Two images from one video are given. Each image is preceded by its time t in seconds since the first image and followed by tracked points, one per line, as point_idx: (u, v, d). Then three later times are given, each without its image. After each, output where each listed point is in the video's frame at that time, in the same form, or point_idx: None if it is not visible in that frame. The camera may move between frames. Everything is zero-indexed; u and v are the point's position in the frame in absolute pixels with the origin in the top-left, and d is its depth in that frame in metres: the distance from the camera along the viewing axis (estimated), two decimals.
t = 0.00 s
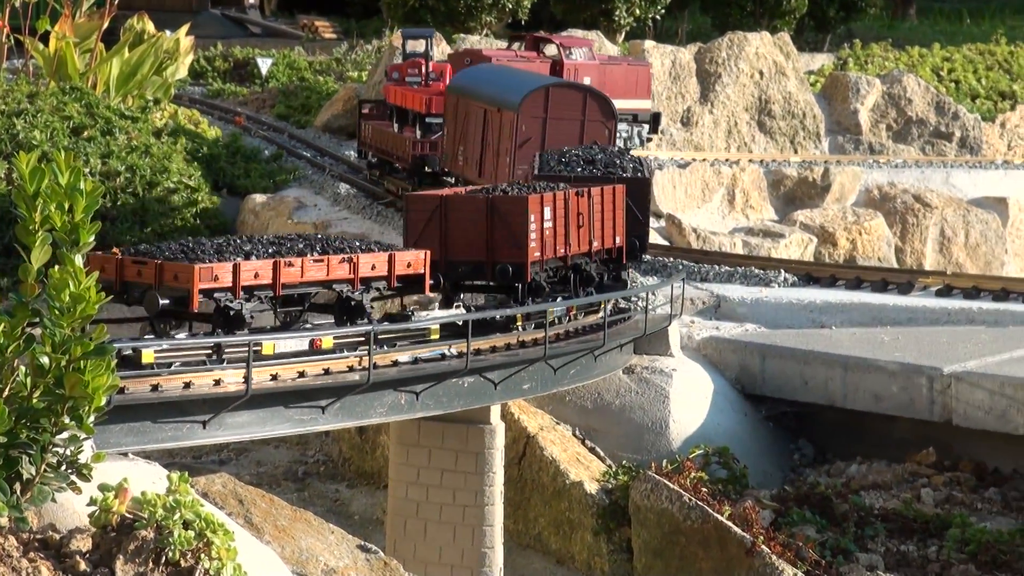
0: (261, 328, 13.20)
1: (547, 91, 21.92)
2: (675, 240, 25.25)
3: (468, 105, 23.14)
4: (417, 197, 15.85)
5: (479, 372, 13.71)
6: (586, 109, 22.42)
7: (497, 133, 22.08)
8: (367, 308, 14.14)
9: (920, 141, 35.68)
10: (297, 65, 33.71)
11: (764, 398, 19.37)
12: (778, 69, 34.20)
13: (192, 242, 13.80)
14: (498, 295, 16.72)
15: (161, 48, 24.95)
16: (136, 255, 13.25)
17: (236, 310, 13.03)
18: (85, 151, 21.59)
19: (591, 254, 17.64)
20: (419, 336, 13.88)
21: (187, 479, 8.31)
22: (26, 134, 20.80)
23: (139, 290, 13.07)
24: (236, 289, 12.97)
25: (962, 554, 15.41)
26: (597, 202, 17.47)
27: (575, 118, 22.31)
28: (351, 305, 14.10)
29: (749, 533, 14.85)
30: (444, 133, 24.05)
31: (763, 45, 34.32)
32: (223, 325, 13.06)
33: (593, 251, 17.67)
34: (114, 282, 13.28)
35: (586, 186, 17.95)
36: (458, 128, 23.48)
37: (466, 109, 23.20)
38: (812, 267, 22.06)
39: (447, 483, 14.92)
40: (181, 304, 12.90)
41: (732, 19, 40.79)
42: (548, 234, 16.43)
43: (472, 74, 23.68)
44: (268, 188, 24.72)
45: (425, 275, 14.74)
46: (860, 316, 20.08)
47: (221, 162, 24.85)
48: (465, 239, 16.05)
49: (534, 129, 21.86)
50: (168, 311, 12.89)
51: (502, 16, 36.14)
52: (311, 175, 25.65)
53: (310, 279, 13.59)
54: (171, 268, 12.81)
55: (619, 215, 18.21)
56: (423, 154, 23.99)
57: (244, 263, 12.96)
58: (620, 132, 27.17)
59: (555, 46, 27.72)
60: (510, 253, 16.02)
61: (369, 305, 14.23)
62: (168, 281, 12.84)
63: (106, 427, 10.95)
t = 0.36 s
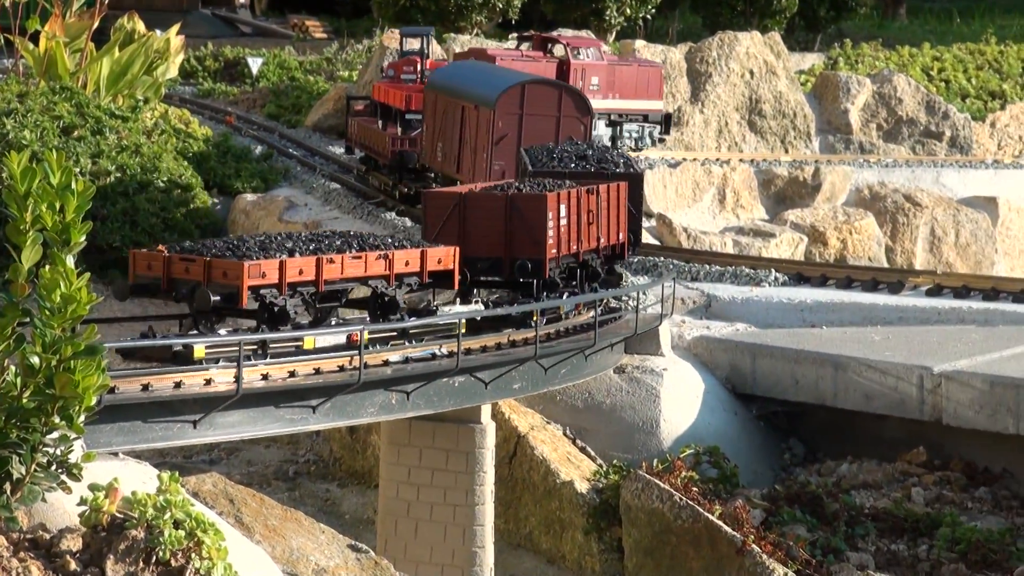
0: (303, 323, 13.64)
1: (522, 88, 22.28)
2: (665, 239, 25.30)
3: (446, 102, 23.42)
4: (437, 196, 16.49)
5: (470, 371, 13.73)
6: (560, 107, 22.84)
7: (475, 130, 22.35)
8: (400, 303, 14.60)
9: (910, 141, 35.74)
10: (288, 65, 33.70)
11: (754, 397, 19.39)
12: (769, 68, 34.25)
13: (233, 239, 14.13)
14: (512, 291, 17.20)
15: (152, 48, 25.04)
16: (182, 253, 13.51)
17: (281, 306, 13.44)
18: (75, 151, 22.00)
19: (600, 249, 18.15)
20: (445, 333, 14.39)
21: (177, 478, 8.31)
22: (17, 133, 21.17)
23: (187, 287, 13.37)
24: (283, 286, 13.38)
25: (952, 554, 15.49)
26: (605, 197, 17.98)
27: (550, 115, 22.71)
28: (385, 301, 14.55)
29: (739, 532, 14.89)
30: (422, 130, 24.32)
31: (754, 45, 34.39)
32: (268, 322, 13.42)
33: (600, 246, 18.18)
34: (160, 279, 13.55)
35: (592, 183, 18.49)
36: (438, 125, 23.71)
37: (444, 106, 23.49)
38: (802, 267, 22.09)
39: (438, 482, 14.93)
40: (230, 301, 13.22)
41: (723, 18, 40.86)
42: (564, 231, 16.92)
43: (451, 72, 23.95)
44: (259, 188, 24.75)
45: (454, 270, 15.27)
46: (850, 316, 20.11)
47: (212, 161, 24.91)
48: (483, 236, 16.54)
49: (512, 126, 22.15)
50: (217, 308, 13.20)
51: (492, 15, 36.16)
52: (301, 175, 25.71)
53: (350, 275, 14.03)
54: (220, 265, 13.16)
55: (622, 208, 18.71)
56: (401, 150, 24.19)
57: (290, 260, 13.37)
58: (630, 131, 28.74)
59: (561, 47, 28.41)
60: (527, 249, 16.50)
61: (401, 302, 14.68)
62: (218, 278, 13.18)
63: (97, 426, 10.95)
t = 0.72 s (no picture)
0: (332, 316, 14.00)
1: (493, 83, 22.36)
2: (647, 238, 25.37)
3: (417, 97, 23.46)
4: (443, 191, 17.06)
5: (451, 370, 13.74)
6: (530, 102, 22.95)
7: (445, 124, 22.40)
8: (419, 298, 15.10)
9: (892, 140, 35.86)
10: (270, 63, 33.65)
11: (736, 396, 19.44)
12: (750, 68, 34.34)
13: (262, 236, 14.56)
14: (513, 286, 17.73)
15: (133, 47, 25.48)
16: (214, 250, 13.86)
17: (311, 302, 13.82)
18: (56, 150, 23.01)
19: (594, 245, 18.74)
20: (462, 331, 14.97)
21: (159, 477, 8.29)
22: None
23: (221, 283, 13.70)
24: (314, 281, 13.85)
25: (933, 553, 15.61)
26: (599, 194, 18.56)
27: (519, 111, 22.80)
28: (406, 295, 15.03)
29: (721, 531, 14.96)
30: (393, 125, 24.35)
31: (736, 44, 34.52)
32: (299, 317, 13.80)
33: (595, 243, 18.77)
34: (193, 275, 13.87)
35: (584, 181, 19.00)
36: (408, 120, 23.80)
37: (415, 102, 23.54)
38: (784, 266, 22.16)
39: (420, 481, 14.95)
40: (265, 297, 13.61)
41: (704, 17, 40.97)
42: (565, 227, 17.50)
43: (422, 67, 24.04)
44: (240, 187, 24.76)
45: (469, 265, 15.92)
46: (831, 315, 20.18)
47: (193, 159, 24.89)
48: (488, 233, 17.08)
49: (482, 121, 22.23)
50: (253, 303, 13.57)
51: (474, 14, 36.20)
52: (283, 174, 25.74)
53: (374, 271, 14.58)
54: (255, 260, 13.58)
55: (612, 205, 19.33)
56: (372, 146, 24.45)
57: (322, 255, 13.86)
58: (632, 131, 29.92)
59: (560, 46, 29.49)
60: (534, 246, 17.04)
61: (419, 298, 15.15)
62: (253, 273, 13.61)
63: (77, 426, 10.96)
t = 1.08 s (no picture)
0: (354, 312, 14.30)
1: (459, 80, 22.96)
2: (628, 237, 25.44)
3: (388, 93, 24.16)
4: (443, 188, 17.84)
5: (432, 370, 13.73)
6: (497, 97, 23.48)
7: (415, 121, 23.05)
8: (435, 293, 15.41)
9: (872, 139, 35.96)
10: (249, 63, 33.57)
11: (716, 395, 19.48)
12: (730, 67, 34.45)
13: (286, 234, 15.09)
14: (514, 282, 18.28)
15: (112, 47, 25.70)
16: (243, 248, 14.38)
17: (337, 298, 14.17)
18: (35, 150, 23.05)
19: (589, 241, 19.31)
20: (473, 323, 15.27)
21: (139, 478, 8.29)
22: None
23: (250, 279, 14.21)
24: (340, 278, 14.30)
25: (913, 551, 15.72)
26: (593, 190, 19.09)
27: (486, 106, 23.35)
28: (422, 291, 15.34)
29: (701, 530, 15.01)
30: (368, 121, 25.02)
31: (716, 43, 34.68)
32: (325, 313, 14.12)
33: (589, 239, 19.34)
34: (221, 272, 14.38)
35: (576, 176, 19.52)
36: (380, 117, 24.52)
37: (387, 98, 24.23)
38: (765, 264, 22.22)
39: (400, 481, 14.96)
40: (296, 292, 14.08)
41: (685, 16, 41.05)
42: (563, 222, 18.08)
43: (392, 65, 24.71)
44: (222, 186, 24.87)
45: (481, 262, 16.40)
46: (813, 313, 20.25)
47: (174, 158, 24.97)
48: (488, 230, 17.80)
49: (450, 116, 22.83)
50: (283, 298, 14.00)
51: (454, 13, 36.20)
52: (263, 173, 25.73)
53: (395, 267, 15.05)
54: (284, 257, 14.05)
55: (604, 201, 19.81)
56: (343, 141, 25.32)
57: (347, 252, 14.33)
58: (634, 131, 30.73)
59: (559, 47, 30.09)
60: (534, 243, 17.65)
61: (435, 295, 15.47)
62: (282, 269, 14.06)
63: (56, 426, 10.95)
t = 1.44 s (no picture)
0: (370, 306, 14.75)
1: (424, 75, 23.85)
2: (605, 236, 25.54)
3: (353, 90, 25.05)
4: (437, 185, 18.05)
5: (410, 368, 13.77)
6: (460, 93, 24.37)
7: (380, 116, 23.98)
8: (442, 288, 15.80)
9: (848, 138, 36.08)
10: (226, 62, 33.48)
11: (693, 394, 19.56)
12: (707, 66, 34.60)
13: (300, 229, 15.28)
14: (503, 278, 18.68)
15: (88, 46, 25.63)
16: (262, 243, 14.53)
17: (354, 292, 14.52)
18: (11, 150, 23.45)
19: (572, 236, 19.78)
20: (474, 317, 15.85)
21: (114, 478, 8.83)
22: None
23: (270, 274, 14.37)
24: (358, 272, 14.63)
25: (889, 549, 15.85)
26: (575, 184, 19.60)
27: (450, 102, 24.25)
28: (430, 286, 15.76)
29: (678, 528, 15.08)
30: (333, 115, 25.91)
31: (692, 42, 34.89)
32: (343, 306, 14.50)
33: (572, 234, 19.80)
34: (241, 266, 14.47)
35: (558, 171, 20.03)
36: (345, 112, 25.38)
37: (352, 93, 25.13)
38: (741, 263, 22.29)
39: (377, 479, 14.99)
40: (317, 287, 14.29)
41: (661, 16, 41.16)
42: (554, 217, 18.59)
43: (358, 61, 25.62)
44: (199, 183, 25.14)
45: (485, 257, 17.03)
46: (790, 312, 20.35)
47: (151, 156, 25.38)
48: (482, 225, 18.15)
49: (415, 111, 23.75)
50: (307, 292, 14.21)
51: (432, 12, 36.22)
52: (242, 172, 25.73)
53: (408, 261, 15.51)
54: (306, 252, 14.32)
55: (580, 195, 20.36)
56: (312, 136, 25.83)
57: (367, 247, 14.71)
58: (632, 130, 31.36)
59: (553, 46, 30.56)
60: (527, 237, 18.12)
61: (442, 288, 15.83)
62: (303, 264, 14.34)
63: (31, 425, 10.94)
